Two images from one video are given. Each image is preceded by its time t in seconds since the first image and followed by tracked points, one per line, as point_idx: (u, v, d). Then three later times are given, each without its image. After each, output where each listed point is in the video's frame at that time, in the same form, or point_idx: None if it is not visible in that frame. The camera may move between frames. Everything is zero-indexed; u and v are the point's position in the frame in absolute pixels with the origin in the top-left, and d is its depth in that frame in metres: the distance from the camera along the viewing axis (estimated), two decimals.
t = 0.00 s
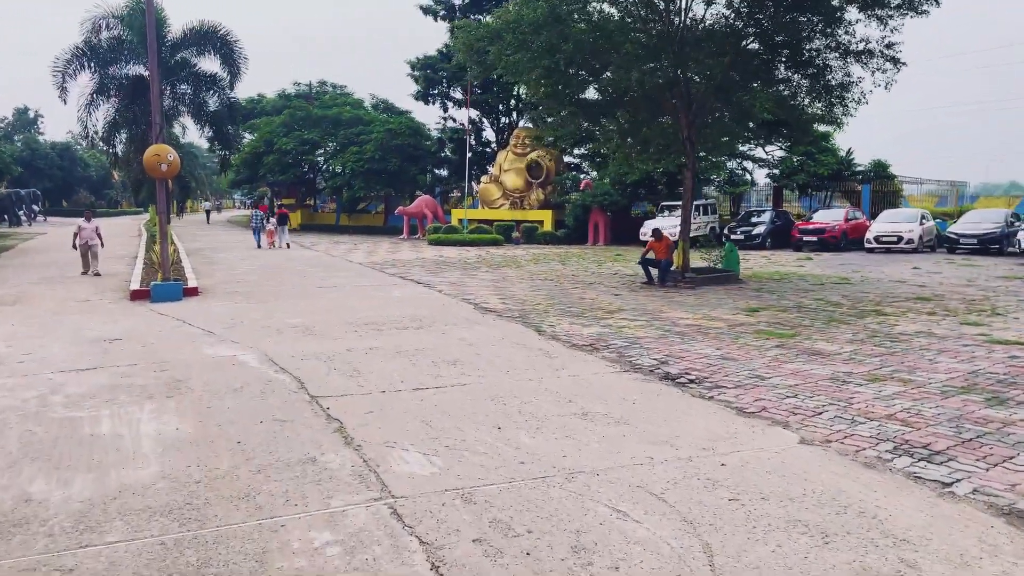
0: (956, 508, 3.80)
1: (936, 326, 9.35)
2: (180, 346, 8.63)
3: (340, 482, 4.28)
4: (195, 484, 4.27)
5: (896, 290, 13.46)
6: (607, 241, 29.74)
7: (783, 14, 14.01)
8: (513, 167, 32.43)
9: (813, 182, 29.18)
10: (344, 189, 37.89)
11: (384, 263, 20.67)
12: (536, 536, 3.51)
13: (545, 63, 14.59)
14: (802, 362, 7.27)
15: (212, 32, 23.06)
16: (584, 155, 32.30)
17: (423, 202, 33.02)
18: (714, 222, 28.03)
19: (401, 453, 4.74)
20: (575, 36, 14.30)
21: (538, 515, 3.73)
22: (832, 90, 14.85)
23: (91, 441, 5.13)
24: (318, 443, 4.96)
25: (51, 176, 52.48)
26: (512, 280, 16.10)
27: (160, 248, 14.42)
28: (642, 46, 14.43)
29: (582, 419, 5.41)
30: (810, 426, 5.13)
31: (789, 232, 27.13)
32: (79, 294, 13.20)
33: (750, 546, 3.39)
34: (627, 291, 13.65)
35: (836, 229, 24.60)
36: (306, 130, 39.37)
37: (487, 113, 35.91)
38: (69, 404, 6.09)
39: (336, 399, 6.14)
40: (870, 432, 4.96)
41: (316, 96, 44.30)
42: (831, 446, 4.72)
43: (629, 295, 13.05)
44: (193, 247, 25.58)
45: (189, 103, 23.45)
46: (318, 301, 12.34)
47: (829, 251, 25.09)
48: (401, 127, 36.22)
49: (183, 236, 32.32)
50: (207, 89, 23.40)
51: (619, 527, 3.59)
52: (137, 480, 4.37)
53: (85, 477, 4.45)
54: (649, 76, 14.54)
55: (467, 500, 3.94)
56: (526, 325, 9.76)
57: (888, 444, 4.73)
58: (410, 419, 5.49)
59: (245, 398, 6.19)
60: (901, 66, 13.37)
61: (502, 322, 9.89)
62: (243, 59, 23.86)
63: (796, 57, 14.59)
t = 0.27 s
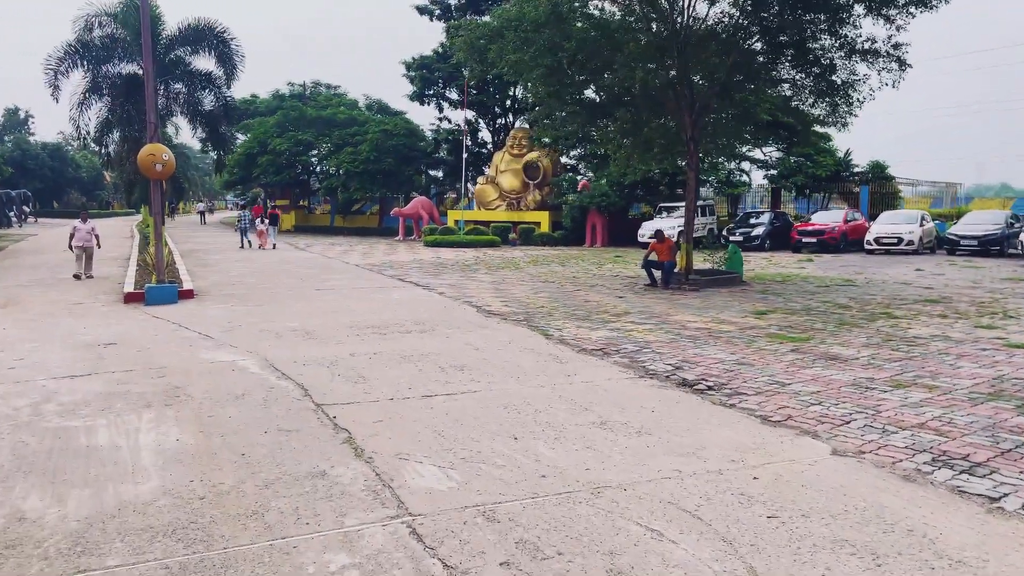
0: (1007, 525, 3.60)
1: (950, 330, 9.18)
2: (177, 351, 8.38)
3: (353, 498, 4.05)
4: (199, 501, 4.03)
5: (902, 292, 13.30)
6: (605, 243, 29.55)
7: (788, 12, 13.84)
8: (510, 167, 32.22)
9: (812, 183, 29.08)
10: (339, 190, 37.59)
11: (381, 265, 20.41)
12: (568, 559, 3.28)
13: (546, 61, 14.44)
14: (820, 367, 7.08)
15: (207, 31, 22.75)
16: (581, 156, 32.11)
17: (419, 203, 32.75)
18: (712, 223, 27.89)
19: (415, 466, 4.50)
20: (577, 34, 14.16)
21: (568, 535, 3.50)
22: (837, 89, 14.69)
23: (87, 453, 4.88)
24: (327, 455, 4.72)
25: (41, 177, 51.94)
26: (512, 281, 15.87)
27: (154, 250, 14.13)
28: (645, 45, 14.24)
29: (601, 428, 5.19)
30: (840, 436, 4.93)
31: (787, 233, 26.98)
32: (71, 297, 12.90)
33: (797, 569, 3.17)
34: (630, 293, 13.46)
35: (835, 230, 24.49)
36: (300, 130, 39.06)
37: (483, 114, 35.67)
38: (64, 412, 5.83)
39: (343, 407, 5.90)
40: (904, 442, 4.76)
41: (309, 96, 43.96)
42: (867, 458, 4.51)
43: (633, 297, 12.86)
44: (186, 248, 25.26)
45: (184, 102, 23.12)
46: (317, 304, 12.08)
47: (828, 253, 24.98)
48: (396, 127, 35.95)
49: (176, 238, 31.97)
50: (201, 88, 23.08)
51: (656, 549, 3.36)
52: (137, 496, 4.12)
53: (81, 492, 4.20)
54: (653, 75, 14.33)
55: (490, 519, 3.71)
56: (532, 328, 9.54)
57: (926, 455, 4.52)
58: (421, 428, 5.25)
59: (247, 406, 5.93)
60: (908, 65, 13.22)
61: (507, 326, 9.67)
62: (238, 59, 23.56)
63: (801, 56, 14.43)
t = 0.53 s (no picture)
0: None
1: (958, 333, 9.01)
2: (167, 357, 8.13)
3: (353, 518, 3.82)
4: (189, 522, 3.80)
5: (905, 295, 13.15)
6: (600, 244, 29.34)
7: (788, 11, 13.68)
8: (504, 169, 32.07)
9: (807, 185, 29.00)
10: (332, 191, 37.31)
11: (375, 267, 20.15)
12: None
13: (544, 61, 14.17)
14: (831, 373, 6.89)
15: (197, 30, 22.45)
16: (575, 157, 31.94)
17: (413, 205, 32.48)
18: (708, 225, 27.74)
19: (417, 482, 4.28)
20: (576, 33, 13.96)
21: (583, 559, 3.30)
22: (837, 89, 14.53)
23: (70, 468, 4.63)
24: (324, 471, 4.48)
25: (31, 179, 51.43)
26: (509, 284, 15.65)
27: (144, 254, 13.82)
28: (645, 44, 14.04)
29: (610, 440, 4.97)
30: (860, 447, 4.73)
31: (784, 235, 26.85)
32: (59, 301, 12.61)
33: None
34: (629, 296, 13.27)
35: (832, 232, 24.38)
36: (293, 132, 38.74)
37: (477, 115, 35.45)
38: (49, 423, 5.58)
39: (340, 418, 5.66)
40: (927, 454, 4.57)
41: (302, 97, 43.64)
42: (890, 471, 4.32)
43: (633, 300, 12.67)
44: (177, 251, 24.93)
45: (174, 102, 22.81)
46: (311, 308, 11.83)
47: (825, 254, 24.87)
48: (389, 128, 35.67)
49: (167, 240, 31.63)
50: (192, 88, 22.75)
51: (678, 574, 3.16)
52: (124, 517, 3.88)
53: (64, 512, 3.96)
54: (651, 75, 14.14)
55: (499, 541, 3.49)
56: (531, 333, 9.32)
57: (951, 468, 4.33)
58: (423, 440, 5.02)
59: (241, 417, 5.69)
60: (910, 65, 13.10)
61: (506, 330, 9.45)
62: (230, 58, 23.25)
63: (801, 56, 14.27)
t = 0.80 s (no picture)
0: None
1: (962, 335, 8.91)
2: (160, 361, 7.92)
3: (358, 530, 3.66)
4: (186, 534, 3.63)
5: (904, 295, 13.07)
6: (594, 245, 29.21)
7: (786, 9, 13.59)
8: (498, 169, 31.93)
9: (801, 185, 28.98)
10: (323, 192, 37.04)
11: (368, 268, 19.95)
12: None
13: (541, 59, 14.06)
14: (839, 376, 6.77)
15: (188, 28, 22.23)
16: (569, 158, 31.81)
17: (406, 205, 32.24)
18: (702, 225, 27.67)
19: (423, 491, 4.12)
20: (573, 32, 13.86)
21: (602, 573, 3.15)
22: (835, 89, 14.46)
23: (60, 477, 4.44)
24: (325, 479, 4.32)
25: (18, 179, 50.86)
26: (505, 285, 15.48)
27: (135, 255, 13.58)
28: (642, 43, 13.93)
29: (620, 446, 4.83)
30: (879, 453, 4.60)
31: (778, 235, 26.79)
32: (47, 303, 12.36)
33: None
34: (627, 297, 13.14)
35: (827, 232, 24.35)
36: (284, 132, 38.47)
37: (469, 115, 35.27)
38: (37, 429, 5.37)
39: (340, 423, 5.49)
40: (949, 460, 4.45)
41: (292, 97, 43.34)
42: (911, 478, 4.19)
43: (631, 301, 12.53)
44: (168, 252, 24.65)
45: (165, 101, 22.54)
46: (305, 310, 11.63)
47: (820, 254, 24.84)
48: (381, 129, 35.47)
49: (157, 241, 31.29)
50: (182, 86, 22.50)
51: None
52: (117, 529, 3.70)
53: (54, 525, 3.78)
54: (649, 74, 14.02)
55: (513, 554, 3.34)
56: (531, 335, 9.16)
57: (974, 474, 4.21)
58: (427, 446, 4.86)
59: (237, 422, 5.52)
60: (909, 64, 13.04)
61: (505, 332, 9.30)
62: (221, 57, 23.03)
63: (800, 55, 14.19)
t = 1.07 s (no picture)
0: None
1: (965, 338, 8.86)
2: (155, 366, 7.75)
3: (369, 547, 3.53)
4: (190, 553, 3.49)
5: (903, 297, 13.02)
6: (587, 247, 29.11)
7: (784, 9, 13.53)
8: (490, 170, 31.80)
9: (794, 186, 29.00)
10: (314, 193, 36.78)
11: (361, 270, 19.76)
12: None
13: (538, 59, 13.96)
14: (847, 381, 6.68)
15: (179, 26, 22.00)
16: (562, 158, 31.71)
17: (397, 206, 32.04)
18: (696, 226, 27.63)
19: (434, 504, 3.99)
20: (570, 32, 13.79)
21: None
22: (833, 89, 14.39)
23: (56, 491, 4.27)
24: (334, 492, 4.19)
25: (4, 180, 50.28)
26: (501, 287, 15.35)
27: (125, 257, 13.36)
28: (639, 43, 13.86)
29: (632, 455, 4.72)
30: (898, 463, 4.51)
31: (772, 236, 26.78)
32: (37, 307, 12.12)
33: None
34: (625, 300, 13.04)
35: (821, 233, 24.34)
36: (274, 132, 38.20)
37: (462, 116, 35.11)
38: (30, 439, 5.20)
39: (343, 432, 5.35)
40: (971, 470, 4.36)
41: (282, 97, 43.02)
42: (933, 489, 4.11)
43: (630, 304, 12.43)
44: (158, 253, 24.36)
45: (156, 101, 22.27)
46: (300, 313, 11.45)
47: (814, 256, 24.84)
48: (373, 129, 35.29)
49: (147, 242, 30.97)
50: (174, 85, 22.26)
51: None
52: (118, 547, 3.56)
53: (52, 542, 3.63)
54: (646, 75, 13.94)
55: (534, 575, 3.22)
56: (532, 339, 9.04)
57: (997, 484, 4.13)
58: (435, 457, 4.73)
59: (237, 431, 5.37)
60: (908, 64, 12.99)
61: (505, 336, 9.17)
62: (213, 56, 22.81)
63: (798, 55, 14.11)
